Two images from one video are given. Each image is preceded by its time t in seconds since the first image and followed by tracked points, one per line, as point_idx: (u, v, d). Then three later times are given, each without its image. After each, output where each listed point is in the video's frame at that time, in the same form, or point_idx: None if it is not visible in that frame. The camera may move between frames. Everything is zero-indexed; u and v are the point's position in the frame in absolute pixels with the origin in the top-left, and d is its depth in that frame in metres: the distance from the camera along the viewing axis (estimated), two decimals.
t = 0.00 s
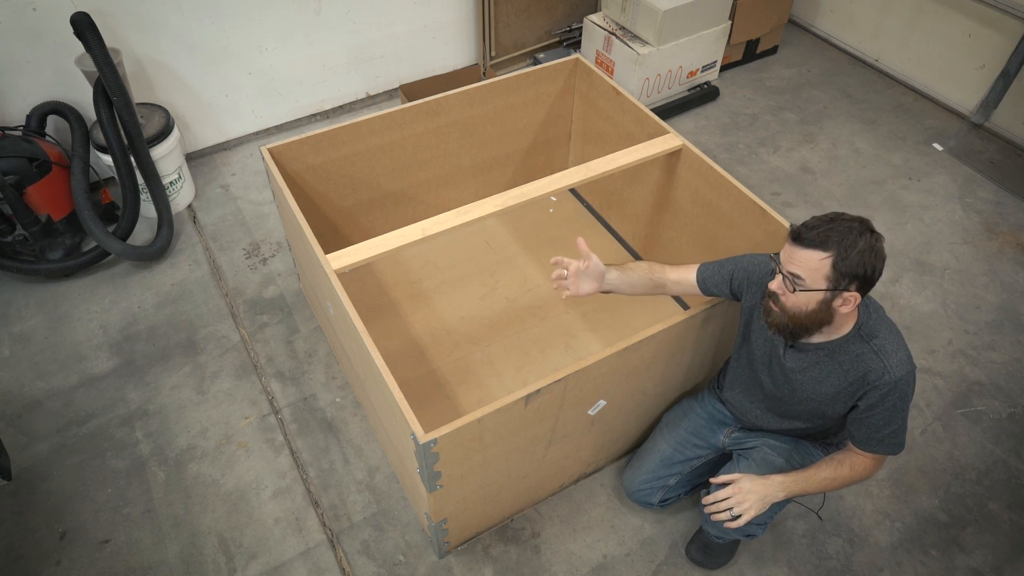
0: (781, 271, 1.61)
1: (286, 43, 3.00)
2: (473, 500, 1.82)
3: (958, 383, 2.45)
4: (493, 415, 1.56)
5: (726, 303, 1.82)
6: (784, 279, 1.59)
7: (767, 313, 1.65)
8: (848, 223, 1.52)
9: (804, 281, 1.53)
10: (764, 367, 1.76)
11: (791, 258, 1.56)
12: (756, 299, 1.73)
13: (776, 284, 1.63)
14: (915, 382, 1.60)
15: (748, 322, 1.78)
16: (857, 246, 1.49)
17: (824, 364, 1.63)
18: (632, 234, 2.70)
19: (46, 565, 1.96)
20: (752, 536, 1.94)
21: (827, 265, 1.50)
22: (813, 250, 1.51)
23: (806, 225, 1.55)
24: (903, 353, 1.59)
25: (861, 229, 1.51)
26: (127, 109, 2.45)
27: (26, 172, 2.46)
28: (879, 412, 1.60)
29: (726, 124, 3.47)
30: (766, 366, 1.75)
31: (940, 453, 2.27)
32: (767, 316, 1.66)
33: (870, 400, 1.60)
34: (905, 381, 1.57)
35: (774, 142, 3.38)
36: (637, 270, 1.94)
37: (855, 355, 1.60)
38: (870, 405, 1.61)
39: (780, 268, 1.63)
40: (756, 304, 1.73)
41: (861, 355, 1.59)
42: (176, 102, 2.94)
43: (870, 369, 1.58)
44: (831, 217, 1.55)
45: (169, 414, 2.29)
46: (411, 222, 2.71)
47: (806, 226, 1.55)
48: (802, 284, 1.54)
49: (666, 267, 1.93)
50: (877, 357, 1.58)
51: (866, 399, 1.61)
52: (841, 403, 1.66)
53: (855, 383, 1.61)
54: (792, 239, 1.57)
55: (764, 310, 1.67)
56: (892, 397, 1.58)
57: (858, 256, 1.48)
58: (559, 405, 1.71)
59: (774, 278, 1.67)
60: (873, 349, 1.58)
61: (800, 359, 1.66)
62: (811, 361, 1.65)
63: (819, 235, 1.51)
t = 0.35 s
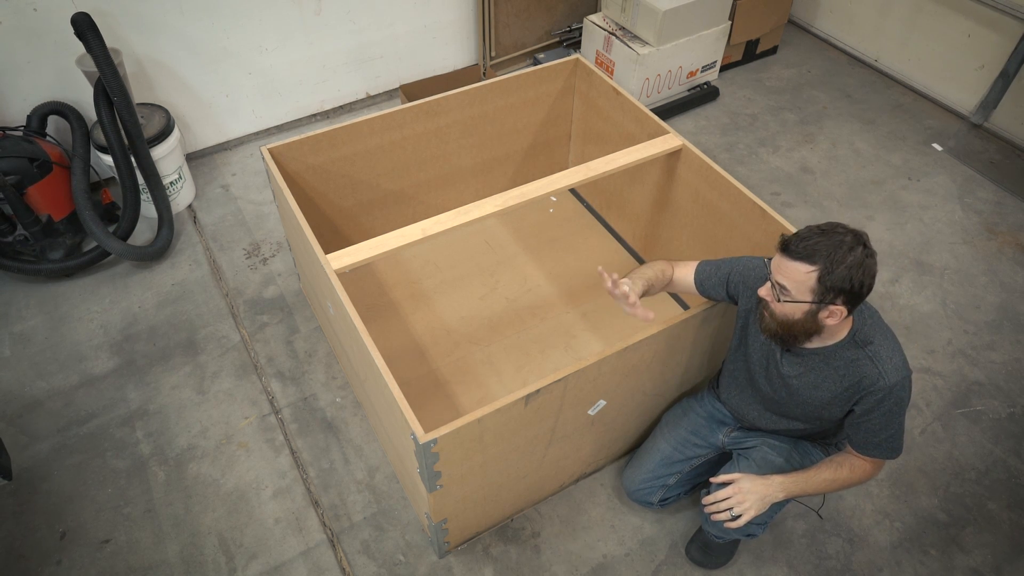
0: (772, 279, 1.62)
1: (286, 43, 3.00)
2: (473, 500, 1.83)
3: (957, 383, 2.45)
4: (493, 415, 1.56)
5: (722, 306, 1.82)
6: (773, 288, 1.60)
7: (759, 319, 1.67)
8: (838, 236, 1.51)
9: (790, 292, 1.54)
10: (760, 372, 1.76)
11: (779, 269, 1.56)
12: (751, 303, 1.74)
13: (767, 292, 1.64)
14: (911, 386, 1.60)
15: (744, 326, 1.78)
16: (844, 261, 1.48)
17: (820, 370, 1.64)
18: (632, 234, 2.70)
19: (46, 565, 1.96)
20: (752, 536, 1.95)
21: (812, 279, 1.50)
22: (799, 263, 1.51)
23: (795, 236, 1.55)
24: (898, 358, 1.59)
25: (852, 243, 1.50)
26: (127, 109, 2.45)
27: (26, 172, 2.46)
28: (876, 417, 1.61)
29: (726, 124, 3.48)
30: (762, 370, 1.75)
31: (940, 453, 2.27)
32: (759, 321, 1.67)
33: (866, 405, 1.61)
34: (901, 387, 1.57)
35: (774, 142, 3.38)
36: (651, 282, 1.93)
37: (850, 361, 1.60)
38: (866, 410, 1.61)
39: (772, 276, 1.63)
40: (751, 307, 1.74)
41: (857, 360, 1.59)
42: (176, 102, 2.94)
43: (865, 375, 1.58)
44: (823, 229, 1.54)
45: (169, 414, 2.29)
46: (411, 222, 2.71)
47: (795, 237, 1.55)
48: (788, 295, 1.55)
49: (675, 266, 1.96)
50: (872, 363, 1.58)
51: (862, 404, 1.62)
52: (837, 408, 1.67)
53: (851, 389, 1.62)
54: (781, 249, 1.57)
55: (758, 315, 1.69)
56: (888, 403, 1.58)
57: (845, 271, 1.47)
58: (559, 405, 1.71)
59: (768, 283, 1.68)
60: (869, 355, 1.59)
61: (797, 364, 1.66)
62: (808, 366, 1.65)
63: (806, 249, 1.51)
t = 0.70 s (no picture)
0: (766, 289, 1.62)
1: (286, 42, 3.00)
2: (473, 500, 1.83)
3: (957, 383, 2.45)
4: (492, 415, 1.56)
5: (721, 305, 1.82)
6: (767, 298, 1.60)
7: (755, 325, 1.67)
8: (833, 246, 1.49)
9: (784, 305, 1.54)
10: (759, 372, 1.77)
11: (774, 282, 1.56)
12: (749, 303, 1.75)
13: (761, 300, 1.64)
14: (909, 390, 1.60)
15: (743, 326, 1.79)
16: (839, 273, 1.47)
17: (816, 372, 1.64)
18: (632, 234, 2.70)
19: (46, 565, 1.96)
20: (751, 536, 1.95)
21: (806, 293, 1.49)
22: (793, 277, 1.50)
23: (789, 249, 1.53)
24: (896, 362, 1.59)
25: (846, 255, 1.49)
26: (127, 109, 2.45)
27: (26, 172, 2.46)
28: (873, 420, 1.61)
29: (726, 124, 3.48)
30: (761, 371, 1.76)
31: (939, 453, 2.27)
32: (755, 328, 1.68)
33: (863, 408, 1.61)
34: (898, 391, 1.57)
35: (773, 142, 3.38)
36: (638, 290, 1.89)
37: (847, 364, 1.61)
38: (863, 413, 1.62)
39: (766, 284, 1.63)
40: (749, 308, 1.75)
41: (853, 363, 1.60)
42: (176, 102, 2.94)
43: (861, 378, 1.59)
44: (817, 239, 1.53)
45: (169, 414, 2.29)
46: (411, 222, 2.71)
47: (790, 249, 1.53)
48: (782, 307, 1.55)
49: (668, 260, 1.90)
50: (869, 367, 1.58)
51: (858, 407, 1.62)
52: (834, 410, 1.68)
53: (847, 392, 1.62)
54: (776, 261, 1.56)
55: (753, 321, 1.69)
56: (885, 406, 1.58)
57: (840, 284, 1.46)
58: (559, 405, 1.71)
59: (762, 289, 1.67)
60: (865, 359, 1.59)
61: (794, 366, 1.67)
62: (805, 368, 1.66)
63: (800, 262, 1.50)
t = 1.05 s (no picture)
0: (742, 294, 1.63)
1: (285, 43, 3.01)
2: (473, 500, 1.83)
3: (957, 383, 2.45)
4: (492, 415, 1.56)
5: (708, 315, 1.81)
6: (742, 303, 1.61)
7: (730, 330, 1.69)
8: (809, 254, 1.51)
9: (758, 310, 1.56)
10: (745, 379, 1.79)
11: (749, 287, 1.57)
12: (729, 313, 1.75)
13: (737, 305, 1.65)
14: (892, 392, 1.60)
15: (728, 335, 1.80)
16: (815, 280, 1.48)
17: (798, 378, 1.66)
18: (632, 234, 2.70)
19: (46, 565, 1.96)
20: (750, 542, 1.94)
21: (780, 299, 1.51)
22: (768, 283, 1.52)
23: (766, 254, 1.55)
24: (876, 365, 1.59)
25: (823, 263, 1.50)
26: (127, 109, 2.45)
27: (26, 172, 2.46)
28: (856, 424, 1.61)
29: (726, 124, 3.48)
30: (747, 377, 1.78)
31: (939, 453, 2.27)
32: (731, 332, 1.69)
33: (846, 412, 1.61)
34: (877, 395, 1.57)
35: (773, 142, 3.38)
36: (603, 303, 1.94)
37: (825, 369, 1.61)
38: (846, 417, 1.62)
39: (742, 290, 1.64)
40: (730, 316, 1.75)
41: (831, 369, 1.60)
42: (176, 102, 2.94)
43: (840, 384, 1.59)
44: (794, 246, 1.54)
45: (169, 414, 2.29)
46: (411, 222, 2.72)
47: (767, 255, 1.55)
48: (756, 313, 1.56)
49: (641, 275, 1.94)
50: (847, 372, 1.59)
51: (841, 412, 1.63)
52: (820, 414, 1.69)
53: (828, 397, 1.63)
54: (752, 266, 1.57)
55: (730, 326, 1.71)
56: (866, 411, 1.59)
57: (814, 291, 1.48)
58: (558, 405, 1.71)
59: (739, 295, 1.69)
60: (843, 364, 1.59)
61: (777, 372, 1.69)
62: (786, 374, 1.68)
63: (777, 268, 1.51)
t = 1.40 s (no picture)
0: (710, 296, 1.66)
1: (285, 43, 3.00)
2: (473, 500, 1.83)
3: (957, 383, 2.45)
4: (492, 415, 1.56)
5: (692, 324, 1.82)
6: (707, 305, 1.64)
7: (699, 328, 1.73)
8: (777, 270, 1.50)
9: (716, 314, 1.58)
10: (727, 389, 1.81)
11: (713, 290, 1.60)
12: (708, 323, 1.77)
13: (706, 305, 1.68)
14: (866, 409, 1.58)
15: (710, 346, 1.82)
16: (771, 296, 1.47)
17: (772, 390, 1.67)
18: (632, 234, 2.70)
19: (46, 565, 1.96)
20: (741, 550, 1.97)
21: (735, 307, 1.52)
22: (727, 290, 1.54)
23: (734, 262, 1.56)
24: (847, 382, 1.59)
25: (786, 282, 1.49)
26: (127, 109, 2.45)
27: (26, 172, 2.46)
28: (826, 441, 1.61)
29: (726, 124, 3.48)
30: (728, 388, 1.81)
31: (940, 453, 2.27)
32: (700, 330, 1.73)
33: (815, 429, 1.61)
34: (846, 412, 1.57)
35: (774, 142, 3.38)
36: (595, 303, 1.91)
37: (795, 384, 1.62)
38: (816, 434, 1.62)
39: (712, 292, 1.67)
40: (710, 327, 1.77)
41: (800, 384, 1.61)
42: (176, 102, 2.94)
43: (809, 399, 1.60)
44: (767, 260, 1.54)
45: (169, 414, 2.29)
46: (411, 222, 2.71)
47: (737, 261, 1.56)
48: (714, 316, 1.59)
49: (628, 280, 1.95)
50: (814, 389, 1.59)
51: (811, 428, 1.63)
52: (794, 427, 1.69)
53: (800, 411, 1.64)
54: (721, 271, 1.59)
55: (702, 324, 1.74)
56: (835, 428, 1.58)
57: (768, 308, 1.47)
58: (558, 405, 1.71)
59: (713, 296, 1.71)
60: (811, 380, 1.60)
61: (754, 386, 1.71)
62: (761, 386, 1.70)
63: (739, 277, 1.52)
